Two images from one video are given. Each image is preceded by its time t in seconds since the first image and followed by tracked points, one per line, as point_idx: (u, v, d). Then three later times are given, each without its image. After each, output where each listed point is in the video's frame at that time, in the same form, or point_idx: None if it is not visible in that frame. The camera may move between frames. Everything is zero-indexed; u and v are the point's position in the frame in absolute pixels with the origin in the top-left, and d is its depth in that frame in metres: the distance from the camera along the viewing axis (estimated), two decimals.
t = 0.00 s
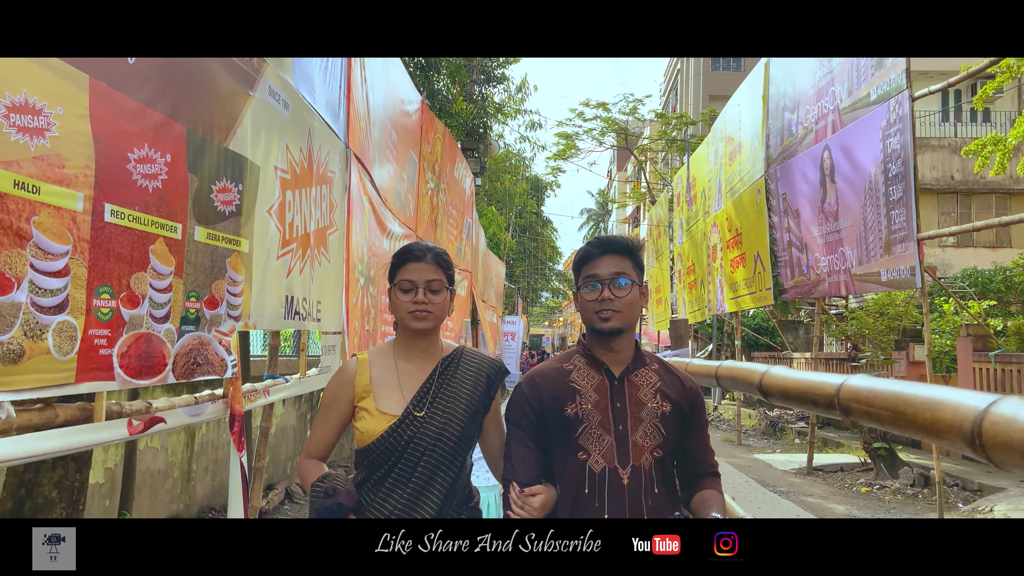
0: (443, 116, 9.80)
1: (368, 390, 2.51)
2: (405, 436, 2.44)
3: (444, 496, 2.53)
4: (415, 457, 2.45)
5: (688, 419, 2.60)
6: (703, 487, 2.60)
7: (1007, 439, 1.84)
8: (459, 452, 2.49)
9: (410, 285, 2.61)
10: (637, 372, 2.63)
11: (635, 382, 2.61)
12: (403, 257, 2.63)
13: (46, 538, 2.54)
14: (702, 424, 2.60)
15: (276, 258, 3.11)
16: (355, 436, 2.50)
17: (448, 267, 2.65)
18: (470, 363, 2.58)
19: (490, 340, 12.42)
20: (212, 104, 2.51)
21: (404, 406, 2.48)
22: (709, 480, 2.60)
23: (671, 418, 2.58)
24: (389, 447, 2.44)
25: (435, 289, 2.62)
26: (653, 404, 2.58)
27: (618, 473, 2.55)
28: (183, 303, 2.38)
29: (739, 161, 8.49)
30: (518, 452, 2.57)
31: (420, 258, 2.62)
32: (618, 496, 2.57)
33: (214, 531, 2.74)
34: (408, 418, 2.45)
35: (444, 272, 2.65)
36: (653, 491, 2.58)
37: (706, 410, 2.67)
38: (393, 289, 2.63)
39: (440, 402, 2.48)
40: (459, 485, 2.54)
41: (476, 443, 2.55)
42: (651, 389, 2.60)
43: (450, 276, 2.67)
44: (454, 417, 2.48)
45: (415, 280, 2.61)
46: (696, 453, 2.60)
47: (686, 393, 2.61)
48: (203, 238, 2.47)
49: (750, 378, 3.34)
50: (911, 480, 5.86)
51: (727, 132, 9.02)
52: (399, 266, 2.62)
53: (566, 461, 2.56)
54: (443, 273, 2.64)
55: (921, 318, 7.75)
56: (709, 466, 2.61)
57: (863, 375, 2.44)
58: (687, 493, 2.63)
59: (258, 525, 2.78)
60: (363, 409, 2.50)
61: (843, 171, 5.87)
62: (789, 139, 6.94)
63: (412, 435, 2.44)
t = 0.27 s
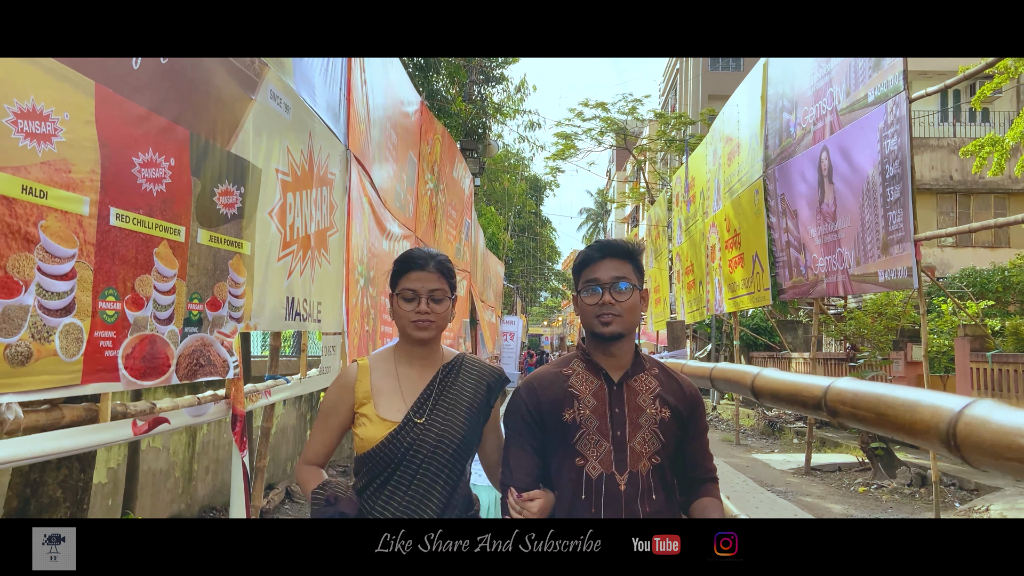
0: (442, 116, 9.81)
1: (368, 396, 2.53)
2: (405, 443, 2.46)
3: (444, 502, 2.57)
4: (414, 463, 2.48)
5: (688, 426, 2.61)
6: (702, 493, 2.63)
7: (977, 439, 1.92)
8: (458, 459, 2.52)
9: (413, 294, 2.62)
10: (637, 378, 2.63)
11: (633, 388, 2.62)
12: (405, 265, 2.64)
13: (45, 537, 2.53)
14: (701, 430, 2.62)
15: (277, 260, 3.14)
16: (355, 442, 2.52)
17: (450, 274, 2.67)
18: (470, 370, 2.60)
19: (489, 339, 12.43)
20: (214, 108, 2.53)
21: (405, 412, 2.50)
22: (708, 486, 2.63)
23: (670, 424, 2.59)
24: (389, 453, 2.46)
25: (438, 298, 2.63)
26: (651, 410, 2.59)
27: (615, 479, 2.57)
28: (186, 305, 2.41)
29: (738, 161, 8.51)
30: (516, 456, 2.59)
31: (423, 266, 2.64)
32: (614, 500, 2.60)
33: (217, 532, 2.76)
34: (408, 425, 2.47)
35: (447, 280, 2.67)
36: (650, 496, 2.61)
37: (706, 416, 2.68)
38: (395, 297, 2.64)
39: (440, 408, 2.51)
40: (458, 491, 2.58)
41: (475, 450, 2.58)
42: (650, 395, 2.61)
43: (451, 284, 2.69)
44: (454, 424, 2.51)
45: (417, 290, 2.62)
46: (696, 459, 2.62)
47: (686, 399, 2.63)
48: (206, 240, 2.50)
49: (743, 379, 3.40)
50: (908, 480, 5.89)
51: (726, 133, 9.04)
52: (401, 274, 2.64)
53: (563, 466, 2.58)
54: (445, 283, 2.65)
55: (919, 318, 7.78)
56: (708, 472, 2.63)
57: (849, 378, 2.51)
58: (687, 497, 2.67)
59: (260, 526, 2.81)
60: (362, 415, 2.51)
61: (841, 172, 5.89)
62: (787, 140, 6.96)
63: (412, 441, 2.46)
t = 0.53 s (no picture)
0: (442, 116, 9.84)
1: (371, 401, 2.51)
2: (408, 448, 2.47)
3: (445, 506, 2.60)
4: (417, 469, 2.50)
5: (690, 434, 2.65)
6: (703, 502, 2.69)
7: (946, 438, 2.18)
8: (460, 465, 2.53)
9: (417, 303, 2.63)
10: (638, 385, 2.67)
11: (635, 395, 2.67)
12: (411, 273, 2.65)
13: (45, 538, 2.59)
14: (702, 438, 2.66)
15: (279, 261, 3.17)
16: (357, 447, 2.50)
17: (456, 284, 2.67)
18: (474, 377, 2.59)
19: (488, 340, 12.48)
20: (218, 112, 2.56)
21: (409, 417, 2.50)
22: (708, 493, 2.69)
23: (671, 431, 2.64)
24: (391, 457, 2.47)
25: (442, 307, 2.64)
26: (653, 418, 2.64)
27: (615, 486, 2.64)
28: (191, 306, 2.45)
29: (735, 160, 8.55)
30: (517, 464, 2.65)
31: (428, 276, 2.65)
32: (613, 508, 2.66)
33: (221, 530, 2.81)
34: (411, 431, 2.47)
35: (452, 289, 2.67)
36: (650, 504, 2.67)
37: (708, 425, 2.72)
38: (400, 305, 2.65)
39: (444, 415, 2.51)
40: (460, 496, 2.60)
41: (479, 456, 2.59)
42: (652, 402, 2.65)
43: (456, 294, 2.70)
44: (456, 431, 2.51)
45: (422, 299, 2.63)
46: (696, 466, 2.68)
47: (688, 406, 2.67)
48: (210, 242, 2.54)
49: (732, 377, 3.53)
50: (904, 478, 5.95)
51: (724, 133, 9.08)
52: (407, 282, 2.65)
53: (563, 473, 2.65)
54: (451, 293, 2.66)
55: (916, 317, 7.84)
56: (709, 479, 2.69)
57: (833, 379, 2.70)
58: (687, 504, 2.70)
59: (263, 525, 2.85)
60: (365, 420, 2.50)
61: (838, 173, 5.93)
62: (784, 140, 7.01)
63: (415, 446, 2.47)
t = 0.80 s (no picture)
0: (441, 116, 9.89)
1: (378, 397, 2.42)
2: (411, 445, 2.34)
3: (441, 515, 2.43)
4: (420, 468, 2.35)
5: (697, 442, 2.47)
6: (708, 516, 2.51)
7: (912, 431, 1.96)
8: (462, 469, 2.39)
9: (425, 307, 2.49)
10: (644, 393, 2.48)
11: (640, 403, 2.47)
12: (416, 276, 2.52)
13: (46, 538, 2.52)
14: (710, 448, 2.48)
15: (280, 261, 3.21)
16: (361, 442, 2.39)
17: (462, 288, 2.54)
18: (480, 376, 2.47)
19: (488, 338, 12.53)
20: (220, 115, 2.60)
21: (415, 412, 2.38)
22: (714, 505, 2.51)
23: (678, 441, 2.45)
24: (394, 453, 2.34)
25: (449, 310, 2.50)
26: (658, 427, 2.44)
27: (618, 498, 2.44)
28: (195, 305, 2.50)
29: (733, 159, 8.59)
30: (519, 472, 2.47)
31: (434, 279, 2.51)
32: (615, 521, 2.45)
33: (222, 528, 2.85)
34: (415, 427, 2.35)
35: (459, 293, 2.53)
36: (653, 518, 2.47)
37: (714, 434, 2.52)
38: (407, 309, 2.51)
39: (450, 413, 2.38)
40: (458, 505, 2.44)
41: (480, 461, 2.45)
42: (657, 411, 2.46)
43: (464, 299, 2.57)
44: (460, 432, 2.37)
45: (428, 302, 2.49)
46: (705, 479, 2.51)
47: (693, 414, 2.48)
48: (214, 243, 2.59)
49: (724, 374, 3.47)
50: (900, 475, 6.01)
51: (722, 132, 9.13)
52: (412, 285, 2.51)
53: (564, 482, 2.47)
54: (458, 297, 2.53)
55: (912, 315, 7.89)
56: (716, 492, 2.51)
57: (815, 375, 2.56)
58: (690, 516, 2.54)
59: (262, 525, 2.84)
60: (371, 415, 2.40)
61: (835, 173, 5.97)
62: (781, 140, 7.05)
63: (419, 443, 2.34)
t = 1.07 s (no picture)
0: (440, 114, 9.91)
1: (380, 390, 2.45)
2: (411, 441, 2.37)
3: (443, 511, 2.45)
4: (420, 464, 2.38)
5: (699, 440, 2.50)
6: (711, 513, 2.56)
7: (893, 424, 2.01)
8: (464, 465, 2.41)
9: (428, 307, 2.52)
10: (647, 392, 2.50)
11: (643, 401, 2.49)
12: (420, 276, 2.54)
13: (46, 538, 2.55)
14: (714, 446, 2.50)
15: (282, 259, 3.24)
16: (363, 436, 2.43)
17: (465, 286, 2.56)
18: (484, 375, 2.50)
19: (487, 336, 12.54)
20: (224, 116, 2.64)
21: (416, 408, 2.41)
22: (720, 507, 2.58)
23: (681, 439, 2.47)
24: (394, 448, 2.37)
25: (453, 310, 2.53)
26: (661, 425, 2.46)
27: (619, 496, 2.47)
28: (199, 303, 2.53)
29: (732, 158, 8.62)
30: (522, 469, 2.49)
31: (438, 280, 2.53)
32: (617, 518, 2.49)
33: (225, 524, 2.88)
34: (417, 422, 2.38)
35: (463, 293, 2.57)
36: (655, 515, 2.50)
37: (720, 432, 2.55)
38: (410, 307, 2.56)
39: (451, 410, 2.40)
40: (460, 501, 2.47)
41: (482, 457, 2.47)
42: (660, 409, 2.48)
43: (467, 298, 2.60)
44: (462, 427, 2.40)
45: (432, 302, 2.52)
46: (709, 476, 2.54)
47: (697, 412, 2.49)
48: (217, 242, 2.63)
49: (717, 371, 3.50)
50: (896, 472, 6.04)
51: (721, 131, 9.15)
52: (416, 285, 2.54)
53: (566, 479, 2.50)
54: (462, 297, 2.56)
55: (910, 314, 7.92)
56: (719, 490, 2.56)
57: (803, 369, 2.57)
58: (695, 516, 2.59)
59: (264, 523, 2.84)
60: (372, 409, 2.43)
61: (833, 172, 6.00)
62: (779, 139, 7.08)
63: (418, 439, 2.37)
